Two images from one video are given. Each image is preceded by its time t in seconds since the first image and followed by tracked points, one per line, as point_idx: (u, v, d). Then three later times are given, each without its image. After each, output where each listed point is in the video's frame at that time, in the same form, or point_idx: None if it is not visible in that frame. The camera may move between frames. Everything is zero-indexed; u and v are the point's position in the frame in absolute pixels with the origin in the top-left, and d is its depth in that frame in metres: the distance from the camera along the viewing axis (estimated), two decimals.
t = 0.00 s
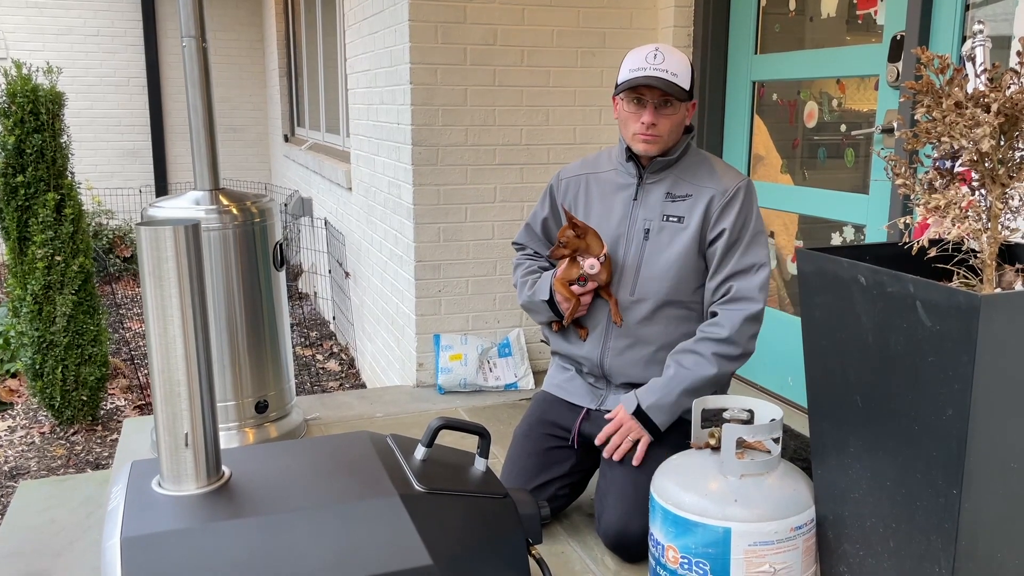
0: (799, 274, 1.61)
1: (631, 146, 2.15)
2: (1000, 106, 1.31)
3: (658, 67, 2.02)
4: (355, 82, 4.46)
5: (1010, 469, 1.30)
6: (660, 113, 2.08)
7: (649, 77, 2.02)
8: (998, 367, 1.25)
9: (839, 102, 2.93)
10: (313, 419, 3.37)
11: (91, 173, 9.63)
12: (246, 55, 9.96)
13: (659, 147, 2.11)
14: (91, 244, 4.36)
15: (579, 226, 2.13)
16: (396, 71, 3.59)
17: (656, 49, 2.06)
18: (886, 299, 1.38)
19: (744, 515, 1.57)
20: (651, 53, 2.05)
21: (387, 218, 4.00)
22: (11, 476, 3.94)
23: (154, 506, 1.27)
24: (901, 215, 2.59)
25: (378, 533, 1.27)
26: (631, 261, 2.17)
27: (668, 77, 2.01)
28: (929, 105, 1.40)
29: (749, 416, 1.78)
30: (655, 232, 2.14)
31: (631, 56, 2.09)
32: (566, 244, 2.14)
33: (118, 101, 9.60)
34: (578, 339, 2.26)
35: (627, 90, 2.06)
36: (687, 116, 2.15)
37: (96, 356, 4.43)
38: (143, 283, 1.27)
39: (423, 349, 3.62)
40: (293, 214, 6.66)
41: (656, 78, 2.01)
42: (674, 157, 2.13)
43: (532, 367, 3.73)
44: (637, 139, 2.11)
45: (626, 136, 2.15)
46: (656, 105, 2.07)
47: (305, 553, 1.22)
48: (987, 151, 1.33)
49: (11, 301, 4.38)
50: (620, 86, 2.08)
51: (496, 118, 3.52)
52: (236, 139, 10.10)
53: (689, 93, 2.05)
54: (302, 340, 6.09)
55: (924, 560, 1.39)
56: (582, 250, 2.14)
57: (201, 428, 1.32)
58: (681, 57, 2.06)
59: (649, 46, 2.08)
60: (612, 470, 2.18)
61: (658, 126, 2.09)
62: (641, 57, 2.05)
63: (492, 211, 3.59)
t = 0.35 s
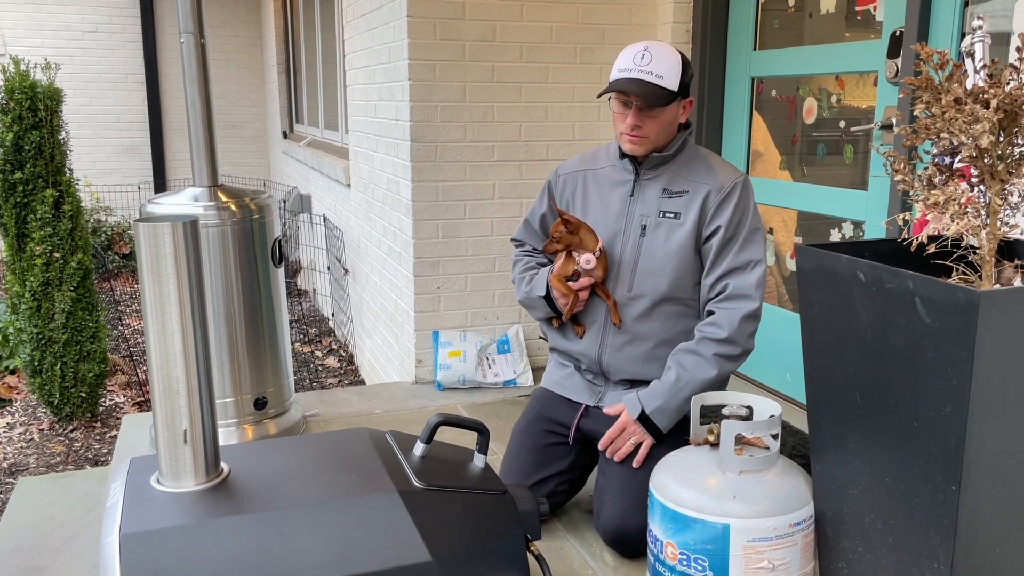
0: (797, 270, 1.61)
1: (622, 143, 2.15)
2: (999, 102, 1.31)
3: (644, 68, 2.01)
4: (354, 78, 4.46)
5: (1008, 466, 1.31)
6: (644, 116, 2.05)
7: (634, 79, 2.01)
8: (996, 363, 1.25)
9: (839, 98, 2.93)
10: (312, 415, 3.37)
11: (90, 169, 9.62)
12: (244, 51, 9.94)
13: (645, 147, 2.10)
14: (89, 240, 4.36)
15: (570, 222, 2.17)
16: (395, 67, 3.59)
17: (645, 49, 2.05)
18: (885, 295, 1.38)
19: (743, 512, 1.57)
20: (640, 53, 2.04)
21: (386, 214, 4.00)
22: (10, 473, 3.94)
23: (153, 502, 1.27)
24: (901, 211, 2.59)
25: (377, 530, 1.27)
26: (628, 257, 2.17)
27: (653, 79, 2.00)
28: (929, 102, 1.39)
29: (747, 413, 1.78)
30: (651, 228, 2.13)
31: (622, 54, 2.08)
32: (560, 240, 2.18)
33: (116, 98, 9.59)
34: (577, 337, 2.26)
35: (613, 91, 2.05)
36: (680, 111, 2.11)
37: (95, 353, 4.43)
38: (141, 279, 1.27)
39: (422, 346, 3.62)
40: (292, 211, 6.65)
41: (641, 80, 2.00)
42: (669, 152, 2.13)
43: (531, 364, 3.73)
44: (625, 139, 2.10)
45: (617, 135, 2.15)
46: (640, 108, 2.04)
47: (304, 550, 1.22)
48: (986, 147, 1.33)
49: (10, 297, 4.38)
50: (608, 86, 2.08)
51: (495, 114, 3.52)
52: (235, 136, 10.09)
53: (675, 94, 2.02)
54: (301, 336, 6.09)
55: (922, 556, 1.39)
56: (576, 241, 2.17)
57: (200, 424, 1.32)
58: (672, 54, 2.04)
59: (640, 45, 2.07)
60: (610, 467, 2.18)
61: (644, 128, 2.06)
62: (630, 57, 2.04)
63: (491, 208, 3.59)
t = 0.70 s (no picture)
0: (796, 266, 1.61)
1: (624, 150, 2.15)
2: (998, 98, 1.31)
3: (642, 77, 2.00)
4: (353, 75, 4.45)
5: (1008, 462, 1.30)
6: (644, 124, 2.04)
7: (632, 90, 2.00)
8: (996, 359, 1.24)
9: (838, 94, 2.92)
10: (311, 412, 3.36)
11: (89, 166, 9.60)
12: (243, 48, 9.93)
13: (649, 153, 2.11)
14: (88, 237, 4.35)
15: (566, 219, 2.17)
16: (393, 63, 3.58)
17: (641, 56, 2.04)
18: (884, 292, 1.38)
19: (742, 508, 1.57)
20: (636, 61, 2.03)
21: (385, 211, 3.99)
22: (9, 470, 3.94)
23: (150, 499, 1.27)
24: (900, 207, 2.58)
25: (374, 527, 1.27)
26: (627, 253, 2.16)
27: (653, 88, 1.99)
28: (928, 97, 1.39)
29: (747, 409, 1.78)
30: (651, 225, 2.13)
31: (616, 64, 2.07)
32: (556, 237, 2.19)
33: (115, 95, 9.57)
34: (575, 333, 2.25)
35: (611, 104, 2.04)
36: (681, 111, 2.10)
37: (94, 350, 4.43)
38: (138, 275, 1.26)
39: (421, 343, 3.61)
40: (291, 208, 6.65)
41: (640, 89, 2.00)
42: (671, 154, 2.13)
43: (530, 360, 3.73)
44: (627, 146, 2.10)
45: (619, 141, 2.15)
46: (639, 117, 2.03)
47: (302, 547, 1.21)
48: (985, 143, 1.33)
49: (8, 294, 4.37)
50: (605, 96, 2.07)
51: (494, 111, 3.51)
52: (234, 133, 10.08)
53: (676, 99, 2.02)
54: (300, 334, 6.09)
55: (922, 553, 1.39)
56: (571, 241, 2.17)
57: (198, 421, 1.32)
58: (669, 59, 2.02)
59: (635, 52, 2.06)
60: (609, 463, 2.18)
61: (645, 136, 2.06)
62: (626, 67, 2.03)
63: (490, 204, 3.58)
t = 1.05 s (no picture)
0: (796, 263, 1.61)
1: (621, 148, 2.14)
2: (999, 94, 1.31)
3: (639, 76, 1.99)
4: (353, 72, 4.44)
5: (1008, 458, 1.30)
6: (642, 122, 2.03)
7: (629, 89, 1.99)
8: (996, 355, 1.24)
9: (838, 90, 2.92)
10: (311, 409, 3.36)
11: (88, 163, 9.59)
12: (243, 44, 9.91)
13: (648, 149, 2.10)
14: (87, 234, 4.35)
15: (556, 220, 2.16)
16: (393, 60, 3.57)
17: (637, 54, 2.03)
18: (884, 288, 1.38)
19: (742, 504, 1.57)
20: (631, 60, 2.02)
21: (385, 208, 3.99)
22: (9, 467, 3.94)
23: (151, 495, 1.27)
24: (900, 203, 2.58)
25: (374, 523, 1.27)
26: (626, 251, 2.16)
27: (651, 86, 1.98)
28: (929, 93, 1.39)
29: (747, 405, 1.77)
30: (649, 222, 2.13)
31: (611, 64, 2.06)
32: (547, 238, 2.17)
33: (114, 91, 9.56)
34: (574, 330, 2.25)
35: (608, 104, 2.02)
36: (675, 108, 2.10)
37: (93, 347, 4.43)
38: (137, 272, 1.26)
39: (421, 339, 3.61)
40: (291, 205, 6.64)
41: (637, 88, 1.99)
42: (666, 150, 2.14)
43: (530, 356, 3.73)
44: (625, 145, 2.09)
45: (616, 141, 2.13)
46: (637, 116, 2.02)
47: (302, 543, 1.21)
48: (986, 139, 1.33)
49: (8, 291, 4.37)
50: (602, 96, 2.06)
51: (493, 107, 3.51)
52: (233, 129, 10.07)
53: (672, 96, 2.01)
54: (300, 330, 6.09)
55: (922, 549, 1.39)
56: (564, 241, 2.16)
57: (198, 418, 1.32)
58: (664, 57, 2.02)
59: (630, 51, 2.06)
60: (610, 460, 2.18)
61: (644, 134, 2.05)
62: (622, 66, 2.03)
63: (490, 201, 3.58)
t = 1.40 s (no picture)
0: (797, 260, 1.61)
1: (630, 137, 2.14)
2: (999, 92, 1.30)
3: (649, 61, 2.00)
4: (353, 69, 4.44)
5: (1009, 456, 1.30)
6: (654, 106, 2.05)
7: (641, 74, 2.00)
8: (996, 354, 1.24)
9: (838, 88, 2.91)
10: (311, 407, 3.36)
11: (88, 161, 9.58)
12: (242, 42, 9.91)
13: (658, 137, 2.10)
14: (87, 232, 4.34)
15: (570, 213, 2.13)
16: (393, 58, 3.57)
17: (645, 40, 2.04)
18: (885, 286, 1.38)
19: (742, 502, 1.57)
20: (641, 45, 2.03)
21: (385, 205, 3.99)
22: (9, 465, 3.94)
23: (151, 493, 1.27)
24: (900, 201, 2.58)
25: (374, 521, 1.27)
26: (630, 244, 2.16)
27: (661, 71, 2.00)
28: (929, 91, 1.39)
29: (747, 403, 1.77)
30: (654, 215, 2.13)
31: (619, 51, 2.07)
32: (558, 232, 2.16)
33: (113, 89, 9.55)
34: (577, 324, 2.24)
35: (620, 87, 2.03)
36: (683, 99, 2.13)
37: (94, 345, 4.43)
38: (137, 271, 1.26)
39: (421, 337, 3.61)
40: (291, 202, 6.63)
41: (647, 73, 2.00)
42: (673, 143, 2.13)
43: (531, 354, 3.73)
44: (636, 131, 2.10)
45: (624, 130, 2.14)
46: (649, 99, 2.04)
47: (302, 541, 1.21)
48: (986, 137, 1.32)
49: (8, 289, 4.37)
50: (612, 83, 2.06)
51: (493, 105, 3.50)
52: (233, 127, 10.06)
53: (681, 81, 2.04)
54: (300, 328, 6.09)
55: (922, 547, 1.39)
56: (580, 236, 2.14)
57: (198, 416, 1.32)
58: (671, 44, 2.04)
59: (638, 38, 2.06)
60: (610, 458, 2.18)
61: (656, 118, 2.07)
62: (631, 51, 2.03)
63: (490, 199, 3.58)
